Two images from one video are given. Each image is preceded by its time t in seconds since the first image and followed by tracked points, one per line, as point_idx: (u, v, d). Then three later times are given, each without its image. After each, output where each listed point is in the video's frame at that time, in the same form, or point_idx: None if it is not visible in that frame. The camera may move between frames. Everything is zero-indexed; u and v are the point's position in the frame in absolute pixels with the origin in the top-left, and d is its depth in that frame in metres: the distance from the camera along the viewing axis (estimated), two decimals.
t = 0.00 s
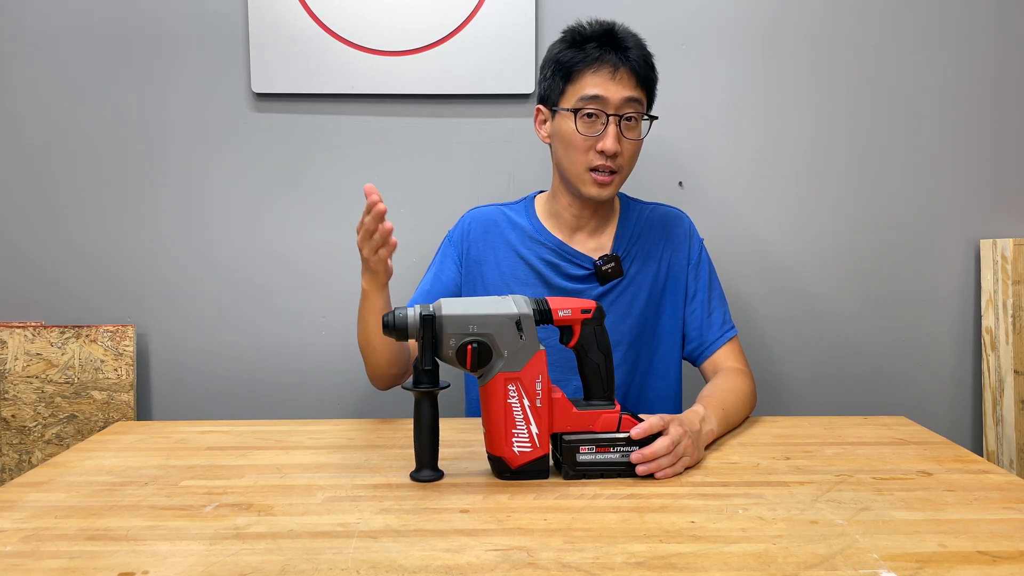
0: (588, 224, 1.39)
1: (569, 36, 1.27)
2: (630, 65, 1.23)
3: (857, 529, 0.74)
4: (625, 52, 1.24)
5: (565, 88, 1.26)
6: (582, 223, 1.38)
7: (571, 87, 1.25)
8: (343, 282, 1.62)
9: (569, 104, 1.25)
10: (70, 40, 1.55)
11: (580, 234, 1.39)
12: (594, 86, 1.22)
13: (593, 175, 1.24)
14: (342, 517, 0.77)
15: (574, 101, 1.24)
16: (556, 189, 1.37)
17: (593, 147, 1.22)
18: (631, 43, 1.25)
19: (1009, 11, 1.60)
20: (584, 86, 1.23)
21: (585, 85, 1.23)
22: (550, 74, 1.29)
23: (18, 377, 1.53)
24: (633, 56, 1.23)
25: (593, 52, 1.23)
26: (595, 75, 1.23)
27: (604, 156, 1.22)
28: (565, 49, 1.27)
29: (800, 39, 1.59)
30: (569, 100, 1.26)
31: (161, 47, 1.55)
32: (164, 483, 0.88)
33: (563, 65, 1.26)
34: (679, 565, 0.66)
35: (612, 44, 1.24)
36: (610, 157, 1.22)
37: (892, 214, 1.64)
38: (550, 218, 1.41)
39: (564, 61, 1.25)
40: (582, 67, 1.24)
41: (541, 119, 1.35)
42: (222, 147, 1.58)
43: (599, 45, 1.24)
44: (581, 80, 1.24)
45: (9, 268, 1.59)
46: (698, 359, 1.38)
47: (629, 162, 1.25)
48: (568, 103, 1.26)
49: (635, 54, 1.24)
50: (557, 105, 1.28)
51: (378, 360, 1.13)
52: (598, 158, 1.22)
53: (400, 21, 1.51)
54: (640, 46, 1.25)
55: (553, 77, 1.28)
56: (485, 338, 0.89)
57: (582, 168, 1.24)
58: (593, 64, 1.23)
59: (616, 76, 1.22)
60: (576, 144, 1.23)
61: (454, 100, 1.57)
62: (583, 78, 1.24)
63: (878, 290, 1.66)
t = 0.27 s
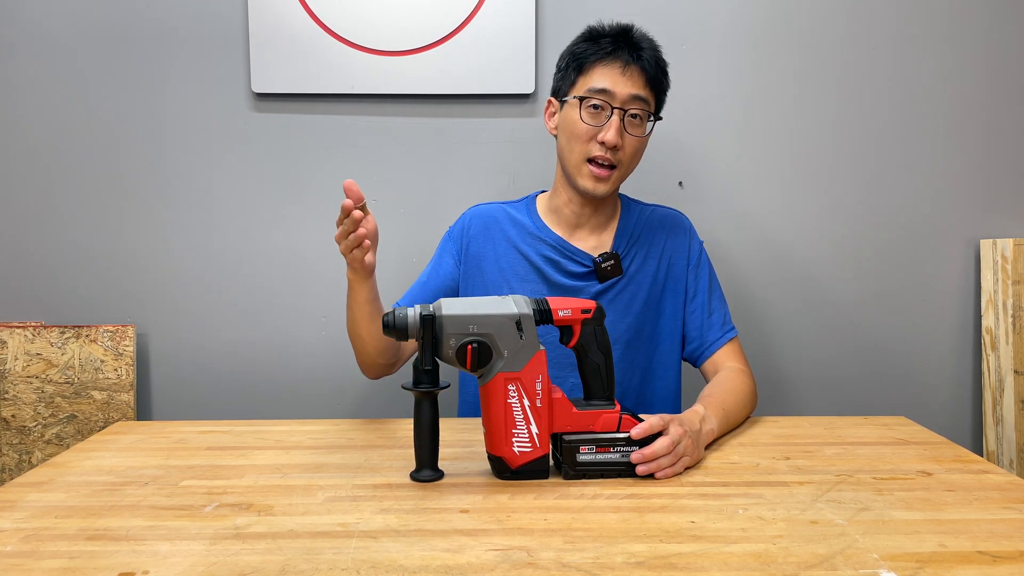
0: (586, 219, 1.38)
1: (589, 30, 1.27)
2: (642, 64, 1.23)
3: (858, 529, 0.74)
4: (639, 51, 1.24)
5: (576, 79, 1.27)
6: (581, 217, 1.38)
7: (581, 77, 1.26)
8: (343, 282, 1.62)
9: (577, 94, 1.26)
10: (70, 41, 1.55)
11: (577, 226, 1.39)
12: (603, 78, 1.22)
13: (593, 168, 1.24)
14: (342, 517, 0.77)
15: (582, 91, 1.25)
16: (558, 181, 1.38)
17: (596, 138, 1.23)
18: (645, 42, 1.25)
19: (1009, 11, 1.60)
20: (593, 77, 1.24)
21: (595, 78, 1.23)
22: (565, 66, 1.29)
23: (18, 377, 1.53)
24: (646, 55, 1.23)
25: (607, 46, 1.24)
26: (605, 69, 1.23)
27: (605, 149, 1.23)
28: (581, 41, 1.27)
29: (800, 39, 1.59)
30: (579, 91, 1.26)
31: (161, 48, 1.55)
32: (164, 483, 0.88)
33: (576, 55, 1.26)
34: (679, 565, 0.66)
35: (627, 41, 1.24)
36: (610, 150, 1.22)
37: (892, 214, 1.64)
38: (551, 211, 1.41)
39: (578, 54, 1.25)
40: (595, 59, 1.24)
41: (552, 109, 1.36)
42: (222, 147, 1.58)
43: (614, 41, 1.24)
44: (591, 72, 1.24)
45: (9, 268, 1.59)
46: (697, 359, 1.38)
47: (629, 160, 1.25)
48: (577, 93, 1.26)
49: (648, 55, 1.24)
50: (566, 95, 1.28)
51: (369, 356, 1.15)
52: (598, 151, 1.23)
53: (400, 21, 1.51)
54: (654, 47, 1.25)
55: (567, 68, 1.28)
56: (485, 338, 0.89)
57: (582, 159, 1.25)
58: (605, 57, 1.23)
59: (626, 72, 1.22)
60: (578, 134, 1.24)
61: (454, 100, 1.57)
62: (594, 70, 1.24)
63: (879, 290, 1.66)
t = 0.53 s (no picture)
0: (584, 220, 1.39)
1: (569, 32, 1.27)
2: (624, 60, 1.23)
3: (857, 529, 0.74)
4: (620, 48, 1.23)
5: (560, 83, 1.27)
6: (578, 218, 1.38)
7: (564, 81, 1.26)
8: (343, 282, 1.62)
9: (562, 99, 1.26)
10: (70, 41, 1.55)
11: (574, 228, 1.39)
12: (586, 80, 1.22)
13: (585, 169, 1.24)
14: (342, 517, 0.77)
15: (566, 95, 1.25)
16: (553, 185, 1.38)
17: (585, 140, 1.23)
18: (626, 39, 1.24)
19: (1008, 11, 1.60)
20: (577, 80, 1.24)
21: (578, 79, 1.23)
22: (549, 70, 1.29)
23: (18, 377, 1.53)
24: (628, 52, 1.23)
25: (587, 47, 1.23)
26: (588, 70, 1.23)
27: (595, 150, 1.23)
28: (562, 44, 1.27)
29: (800, 39, 1.59)
30: (564, 94, 1.26)
31: (160, 48, 1.55)
32: (164, 483, 0.88)
33: (558, 59, 1.26)
34: (679, 565, 0.66)
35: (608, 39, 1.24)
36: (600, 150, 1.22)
37: (891, 213, 1.64)
38: (549, 213, 1.41)
39: (561, 56, 1.25)
40: (577, 61, 1.24)
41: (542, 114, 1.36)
42: (221, 147, 1.58)
43: (594, 41, 1.24)
44: (574, 75, 1.24)
45: (9, 269, 1.59)
46: (697, 358, 1.38)
47: (621, 158, 1.25)
48: (561, 98, 1.26)
49: (630, 51, 1.23)
50: (553, 100, 1.29)
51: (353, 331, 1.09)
52: (589, 152, 1.23)
53: (400, 21, 1.51)
54: (636, 41, 1.24)
55: (551, 72, 1.28)
56: (485, 338, 0.89)
57: (573, 162, 1.25)
58: (587, 59, 1.23)
59: (609, 70, 1.22)
60: (567, 138, 1.24)
61: (454, 100, 1.57)
62: (577, 72, 1.24)
63: (879, 290, 1.66)
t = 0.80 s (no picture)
0: (577, 225, 1.39)
1: (527, 46, 1.26)
2: (587, 66, 1.21)
3: (857, 529, 0.74)
4: (581, 53, 1.22)
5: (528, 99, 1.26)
6: (570, 224, 1.38)
7: (533, 97, 1.25)
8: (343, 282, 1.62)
9: (533, 116, 1.25)
10: (70, 41, 1.55)
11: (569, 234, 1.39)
12: (553, 96, 1.22)
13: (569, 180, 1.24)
14: (342, 517, 0.77)
15: (536, 112, 1.24)
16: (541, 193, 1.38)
17: (563, 153, 1.23)
18: (586, 43, 1.23)
19: (1009, 10, 1.60)
20: (544, 96, 1.23)
21: (544, 94, 1.23)
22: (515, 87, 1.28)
23: (18, 377, 1.53)
24: (590, 57, 1.22)
25: (548, 60, 1.22)
26: (554, 84, 1.22)
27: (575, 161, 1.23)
28: (524, 59, 1.26)
29: (799, 39, 1.59)
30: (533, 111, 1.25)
31: (160, 48, 1.55)
32: (164, 483, 0.88)
33: (523, 75, 1.25)
34: (679, 565, 0.66)
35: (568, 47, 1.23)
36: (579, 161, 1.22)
37: (891, 213, 1.64)
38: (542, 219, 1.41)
39: (523, 72, 1.25)
40: (540, 75, 1.23)
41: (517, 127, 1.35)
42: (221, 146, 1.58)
43: (554, 51, 1.23)
44: (541, 89, 1.23)
45: (9, 269, 1.59)
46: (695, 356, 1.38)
47: (602, 163, 1.24)
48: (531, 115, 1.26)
49: (592, 55, 1.22)
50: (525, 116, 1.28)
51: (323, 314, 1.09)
52: (570, 164, 1.23)
53: (400, 21, 1.51)
54: (597, 43, 1.23)
55: (517, 88, 1.28)
56: (485, 338, 0.89)
57: (556, 175, 1.25)
58: (551, 72, 1.22)
59: (573, 80, 1.21)
60: (545, 154, 1.24)
61: (454, 100, 1.57)
62: (543, 87, 1.23)
63: (879, 290, 1.66)
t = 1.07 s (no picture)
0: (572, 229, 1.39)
1: (528, 47, 1.25)
2: (585, 72, 1.20)
3: (857, 528, 0.74)
4: (581, 60, 1.21)
5: (526, 100, 1.25)
6: (566, 228, 1.38)
7: (531, 100, 1.24)
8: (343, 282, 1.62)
9: (529, 120, 1.25)
10: (70, 41, 1.55)
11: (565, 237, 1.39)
12: (550, 101, 1.21)
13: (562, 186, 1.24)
14: (342, 517, 0.77)
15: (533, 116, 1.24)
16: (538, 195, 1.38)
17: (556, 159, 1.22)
18: (586, 50, 1.22)
19: (1009, 10, 1.60)
20: (541, 101, 1.22)
21: (541, 98, 1.22)
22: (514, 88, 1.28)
23: (18, 377, 1.53)
24: (589, 64, 1.21)
25: (548, 64, 1.21)
26: (551, 89, 1.21)
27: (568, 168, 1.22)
28: (523, 61, 1.25)
29: (799, 39, 1.59)
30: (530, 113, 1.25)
31: (161, 48, 1.55)
32: (164, 483, 0.88)
33: (522, 78, 1.25)
34: (679, 565, 0.66)
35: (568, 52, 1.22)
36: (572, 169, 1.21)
37: (891, 213, 1.64)
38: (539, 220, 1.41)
39: (522, 73, 1.24)
40: (538, 79, 1.22)
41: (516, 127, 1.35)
42: (221, 146, 1.58)
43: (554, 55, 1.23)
44: (538, 94, 1.22)
45: (9, 269, 1.59)
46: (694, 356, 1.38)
47: (596, 171, 1.24)
48: (528, 118, 1.25)
49: (591, 62, 1.21)
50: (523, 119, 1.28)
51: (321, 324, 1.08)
52: (563, 170, 1.22)
53: (400, 21, 1.51)
54: (597, 49, 1.22)
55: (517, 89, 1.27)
56: (485, 338, 0.89)
57: (550, 181, 1.25)
58: (549, 77, 1.21)
59: (570, 87, 1.21)
60: (539, 158, 1.24)
61: (454, 100, 1.57)
62: (540, 92, 1.22)
63: (879, 291, 1.66)
